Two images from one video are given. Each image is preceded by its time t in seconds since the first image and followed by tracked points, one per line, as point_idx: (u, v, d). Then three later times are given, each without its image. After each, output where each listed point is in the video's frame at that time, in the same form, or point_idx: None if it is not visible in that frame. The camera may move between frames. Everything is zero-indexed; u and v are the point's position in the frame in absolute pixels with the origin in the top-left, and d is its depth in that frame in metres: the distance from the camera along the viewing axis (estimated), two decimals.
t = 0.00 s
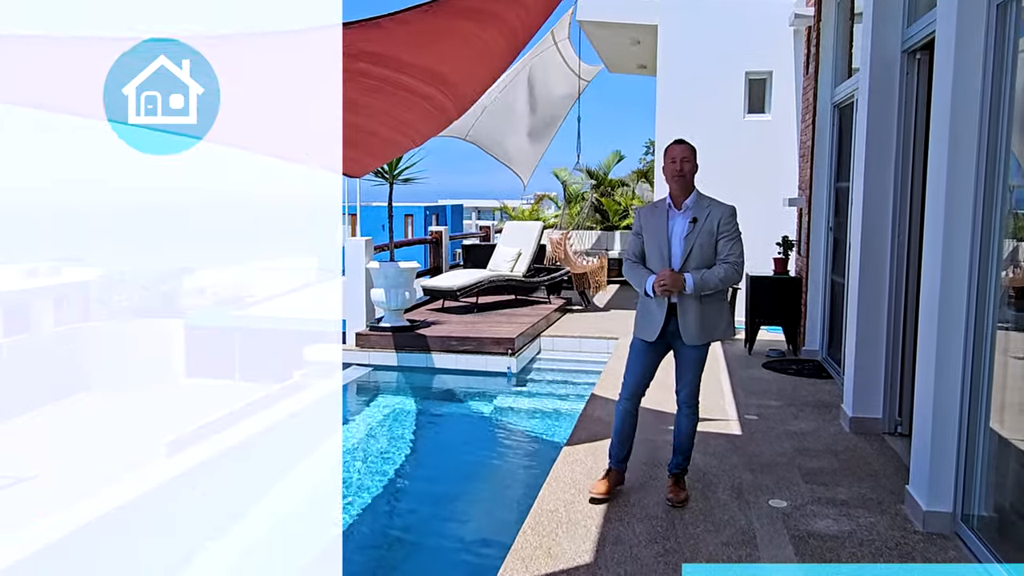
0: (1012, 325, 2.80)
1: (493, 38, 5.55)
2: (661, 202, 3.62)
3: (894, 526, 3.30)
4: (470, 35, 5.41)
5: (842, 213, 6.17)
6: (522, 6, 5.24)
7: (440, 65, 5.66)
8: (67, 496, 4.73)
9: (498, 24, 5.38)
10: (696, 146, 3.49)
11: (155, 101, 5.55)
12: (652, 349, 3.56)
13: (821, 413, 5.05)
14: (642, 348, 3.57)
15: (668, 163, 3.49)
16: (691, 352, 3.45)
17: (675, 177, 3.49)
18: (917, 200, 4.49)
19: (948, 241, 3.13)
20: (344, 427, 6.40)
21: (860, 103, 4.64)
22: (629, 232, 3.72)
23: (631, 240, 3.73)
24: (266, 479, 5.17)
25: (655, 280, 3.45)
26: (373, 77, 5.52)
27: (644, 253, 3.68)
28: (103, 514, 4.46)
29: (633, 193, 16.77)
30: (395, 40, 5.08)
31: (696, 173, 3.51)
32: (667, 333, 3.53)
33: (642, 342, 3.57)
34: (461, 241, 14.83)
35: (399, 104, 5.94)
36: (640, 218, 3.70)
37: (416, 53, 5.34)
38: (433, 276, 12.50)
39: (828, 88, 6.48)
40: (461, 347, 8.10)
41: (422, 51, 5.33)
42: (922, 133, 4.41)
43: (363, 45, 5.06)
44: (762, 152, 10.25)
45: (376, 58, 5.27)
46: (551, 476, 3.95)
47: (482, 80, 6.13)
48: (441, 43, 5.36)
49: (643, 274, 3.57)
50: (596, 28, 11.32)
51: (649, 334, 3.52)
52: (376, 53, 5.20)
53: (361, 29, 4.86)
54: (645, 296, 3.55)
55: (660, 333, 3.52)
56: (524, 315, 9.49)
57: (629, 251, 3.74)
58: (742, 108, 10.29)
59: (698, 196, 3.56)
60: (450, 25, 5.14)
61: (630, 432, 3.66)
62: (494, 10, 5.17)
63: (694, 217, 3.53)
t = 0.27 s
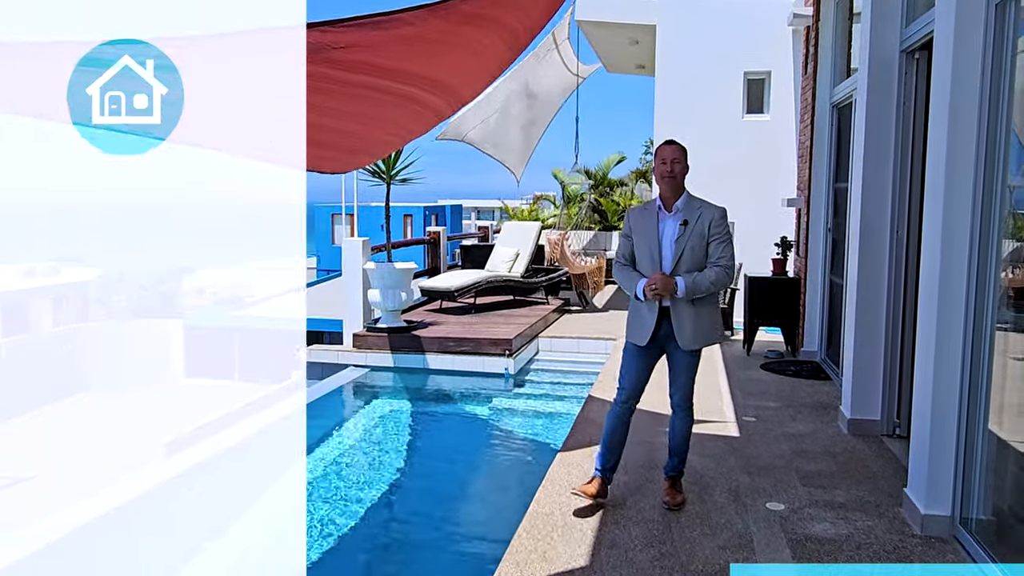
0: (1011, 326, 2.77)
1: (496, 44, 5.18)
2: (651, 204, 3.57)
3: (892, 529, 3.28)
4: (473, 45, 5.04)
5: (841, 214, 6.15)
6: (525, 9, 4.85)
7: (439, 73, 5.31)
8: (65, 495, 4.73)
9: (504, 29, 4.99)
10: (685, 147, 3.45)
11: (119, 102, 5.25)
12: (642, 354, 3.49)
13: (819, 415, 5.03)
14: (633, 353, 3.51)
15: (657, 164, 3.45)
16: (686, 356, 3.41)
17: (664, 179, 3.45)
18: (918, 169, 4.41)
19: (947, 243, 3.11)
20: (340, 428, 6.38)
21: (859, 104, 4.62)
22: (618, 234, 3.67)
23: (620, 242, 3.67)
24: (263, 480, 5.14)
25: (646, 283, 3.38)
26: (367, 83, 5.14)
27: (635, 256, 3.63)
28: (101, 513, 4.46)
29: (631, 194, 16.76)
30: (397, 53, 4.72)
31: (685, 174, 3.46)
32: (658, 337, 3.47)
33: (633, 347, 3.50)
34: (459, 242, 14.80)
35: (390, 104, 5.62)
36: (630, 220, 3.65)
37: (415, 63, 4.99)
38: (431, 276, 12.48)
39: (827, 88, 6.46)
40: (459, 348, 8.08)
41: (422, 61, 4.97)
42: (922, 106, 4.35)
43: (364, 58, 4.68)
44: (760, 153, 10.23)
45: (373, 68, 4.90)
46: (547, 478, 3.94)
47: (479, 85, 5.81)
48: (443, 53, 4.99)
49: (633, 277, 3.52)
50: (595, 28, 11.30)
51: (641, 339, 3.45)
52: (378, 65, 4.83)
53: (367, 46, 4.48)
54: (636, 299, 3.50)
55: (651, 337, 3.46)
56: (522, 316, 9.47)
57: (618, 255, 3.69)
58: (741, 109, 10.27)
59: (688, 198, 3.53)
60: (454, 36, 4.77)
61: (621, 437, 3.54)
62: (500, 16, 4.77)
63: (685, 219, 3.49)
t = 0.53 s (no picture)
0: (1013, 325, 2.75)
1: (499, 45, 4.82)
2: (639, 203, 3.51)
3: (893, 530, 3.25)
4: (476, 46, 4.66)
5: (842, 214, 6.12)
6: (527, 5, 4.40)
7: (440, 75, 4.92)
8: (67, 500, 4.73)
9: (505, 30, 4.62)
10: (672, 145, 3.40)
11: (36, 99, 4.68)
12: (632, 356, 3.43)
13: (820, 415, 5.01)
14: (624, 356, 3.44)
15: (645, 162, 3.40)
16: (677, 356, 3.37)
17: (651, 177, 3.40)
18: (917, 189, 4.42)
19: (947, 245, 3.09)
20: (341, 428, 6.38)
21: (859, 103, 4.60)
22: (603, 235, 3.61)
23: (605, 243, 3.61)
24: (262, 482, 5.13)
25: (638, 283, 3.31)
26: (364, 86, 4.72)
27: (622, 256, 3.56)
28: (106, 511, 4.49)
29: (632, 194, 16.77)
30: (398, 52, 4.31)
31: (674, 172, 3.41)
32: (649, 338, 3.42)
33: (623, 349, 3.44)
34: (460, 242, 14.79)
35: (387, 108, 5.22)
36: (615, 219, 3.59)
37: (416, 63, 4.58)
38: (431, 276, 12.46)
39: (827, 87, 6.44)
40: (458, 348, 8.06)
41: (423, 62, 4.59)
42: (922, 124, 4.35)
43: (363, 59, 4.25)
44: (760, 153, 10.21)
45: (372, 70, 4.48)
46: (545, 479, 3.93)
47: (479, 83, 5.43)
48: (444, 53, 4.60)
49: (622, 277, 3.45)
50: (595, 28, 11.28)
51: (634, 341, 3.39)
52: (376, 65, 4.41)
53: (368, 44, 4.05)
54: (626, 300, 3.43)
55: (643, 339, 3.40)
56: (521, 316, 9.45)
57: (604, 253, 3.61)
58: (742, 108, 10.25)
59: (676, 197, 3.48)
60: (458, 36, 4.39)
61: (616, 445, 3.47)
62: (504, 16, 4.43)
63: (675, 219, 3.44)
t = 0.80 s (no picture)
0: (1017, 326, 2.73)
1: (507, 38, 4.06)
2: (624, 199, 3.42)
3: (897, 531, 3.23)
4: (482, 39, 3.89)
5: (845, 213, 6.09)
6: None
7: (442, 69, 4.13)
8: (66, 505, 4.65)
9: (515, 20, 3.83)
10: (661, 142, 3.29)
11: None
12: (616, 357, 3.35)
13: (822, 415, 4.98)
14: (607, 356, 3.35)
15: (630, 159, 3.29)
16: (660, 356, 3.31)
17: (638, 175, 3.30)
18: (918, 255, 4.43)
19: (952, 244, 3.06)
20: (341, 427, 6.37)
21: (862, 103, 4.58)
22: (587, 231, 3.52)
23: (589, 240, 3.51)
24: (262, 482, 5.12)
25: (622, 280, 3.23)
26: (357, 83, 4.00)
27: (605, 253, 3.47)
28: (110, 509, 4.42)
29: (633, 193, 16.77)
30: (395, 40, 3.54)
31: (660, 169, 3.31)
32: (632, 338, 3.35)
33: (606, 349, 3.35)
34: (461, 241, 14.79)
35: (386, 108, 4.45)
36: (598, 216, 3.50)
37: (414, 54, 3.79)
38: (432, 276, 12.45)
39: (830, 86, 6.41)
40: (459, 348, 8.04)
41: (423, 54, 3.81)
42: (924, 150, 4.35)
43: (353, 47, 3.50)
44: (762, 152, 10.19)
45: (365, 62, 3.74)
46: (547, 479, 3.91)
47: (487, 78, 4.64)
48: (445, 47, 3.83)
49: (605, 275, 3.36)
50: (597, 27, 11.26)
51: (617, 340, 3.30)
52: (369, 56, 3.65)
53: (358, 30, 3.31)
54: (608, 298, 3.35)
55: (626, 338, 3.32)
56: (523, 315, 9.44)
57: (587, 251, 3.50)
58: (743, 107, 10.23)
59: (660, 194, 3.40)
60: (465, 26, 3.64)
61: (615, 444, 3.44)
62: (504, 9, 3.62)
63: (659, 216, 3.36)
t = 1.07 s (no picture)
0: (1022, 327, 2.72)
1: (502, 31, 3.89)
2: (610, 198, 3.33)
3: (901, 533, 3.22)
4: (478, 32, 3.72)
5: (848, 214, 6.08)
6: None
7: (440, 64, 3.98)
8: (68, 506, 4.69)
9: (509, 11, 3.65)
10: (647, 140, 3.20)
11: None
12: (604, 360, 3.30)
13: (826, 416, 4.97)
14: (595, 358, 3.30)
15: (617, 158, 3.21)
16: (648, 359, 3.24)
17: (626, 175, 3.22)
18: (921, 256, 4.42)
19: (957, 245, 3.05)
20: (344, 428, 6.37)
21: (866, 103, 4.57)
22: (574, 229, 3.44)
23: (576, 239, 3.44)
24: (265, 482, 5.12)
25: (609, 279, 3.17)
26: (352, 70, 3.77)
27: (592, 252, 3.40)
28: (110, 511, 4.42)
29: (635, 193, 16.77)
30: (391, 22, 3.32)
31: (647, 167, 3.22)
32: (618, 340, 3.29)
33: (594, 350, 3.29)
34: (463, 241, 14.79)
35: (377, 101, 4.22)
36: (585, 214, 3.41)
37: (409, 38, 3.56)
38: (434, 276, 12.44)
39: (833, 86, 6.39)
40: (461, 348, 8.03)
41: (424, 45, 3.64)
42: (928, 150, 4.33)
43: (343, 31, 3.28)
44: (765, 152, 10.17)
45: (359, 47, 3.51)
46: (550, 479, 3.91)
47: (484, 73, 4.47)
48: (443, 40, 3.68)
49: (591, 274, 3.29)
50: (599, 27, 11.25)
51: (604, 342, 3.25)
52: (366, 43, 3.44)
53: (364, 16, 3.16)
54: (594, 298, 3.29)
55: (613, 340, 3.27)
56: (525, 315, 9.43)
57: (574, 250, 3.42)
58: (746, 108, 10.21)
59: (648, 194, 3.32)
60: (462, 17, 3.46)
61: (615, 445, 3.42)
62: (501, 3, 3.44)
63: (646, 216, 3.28)
